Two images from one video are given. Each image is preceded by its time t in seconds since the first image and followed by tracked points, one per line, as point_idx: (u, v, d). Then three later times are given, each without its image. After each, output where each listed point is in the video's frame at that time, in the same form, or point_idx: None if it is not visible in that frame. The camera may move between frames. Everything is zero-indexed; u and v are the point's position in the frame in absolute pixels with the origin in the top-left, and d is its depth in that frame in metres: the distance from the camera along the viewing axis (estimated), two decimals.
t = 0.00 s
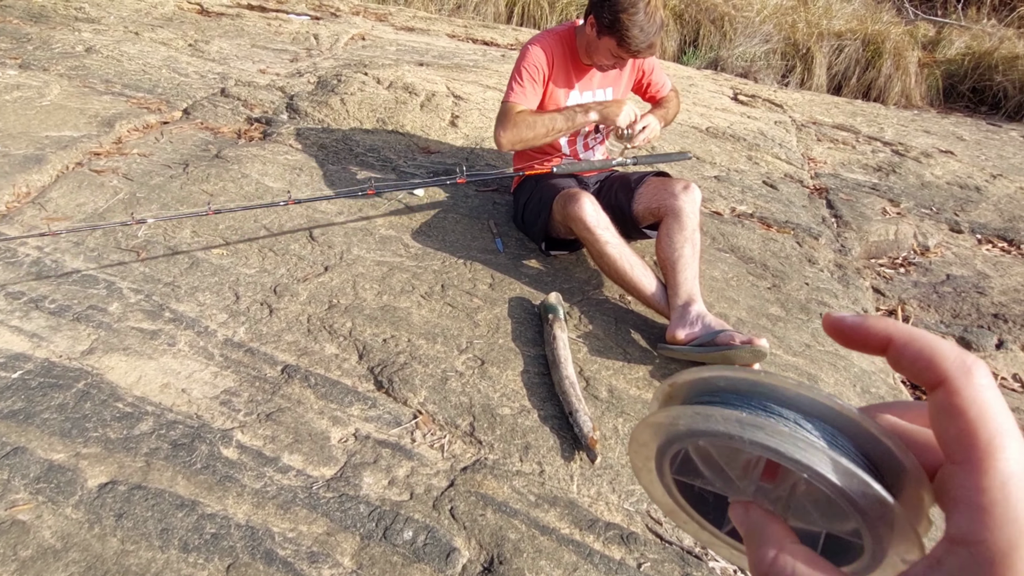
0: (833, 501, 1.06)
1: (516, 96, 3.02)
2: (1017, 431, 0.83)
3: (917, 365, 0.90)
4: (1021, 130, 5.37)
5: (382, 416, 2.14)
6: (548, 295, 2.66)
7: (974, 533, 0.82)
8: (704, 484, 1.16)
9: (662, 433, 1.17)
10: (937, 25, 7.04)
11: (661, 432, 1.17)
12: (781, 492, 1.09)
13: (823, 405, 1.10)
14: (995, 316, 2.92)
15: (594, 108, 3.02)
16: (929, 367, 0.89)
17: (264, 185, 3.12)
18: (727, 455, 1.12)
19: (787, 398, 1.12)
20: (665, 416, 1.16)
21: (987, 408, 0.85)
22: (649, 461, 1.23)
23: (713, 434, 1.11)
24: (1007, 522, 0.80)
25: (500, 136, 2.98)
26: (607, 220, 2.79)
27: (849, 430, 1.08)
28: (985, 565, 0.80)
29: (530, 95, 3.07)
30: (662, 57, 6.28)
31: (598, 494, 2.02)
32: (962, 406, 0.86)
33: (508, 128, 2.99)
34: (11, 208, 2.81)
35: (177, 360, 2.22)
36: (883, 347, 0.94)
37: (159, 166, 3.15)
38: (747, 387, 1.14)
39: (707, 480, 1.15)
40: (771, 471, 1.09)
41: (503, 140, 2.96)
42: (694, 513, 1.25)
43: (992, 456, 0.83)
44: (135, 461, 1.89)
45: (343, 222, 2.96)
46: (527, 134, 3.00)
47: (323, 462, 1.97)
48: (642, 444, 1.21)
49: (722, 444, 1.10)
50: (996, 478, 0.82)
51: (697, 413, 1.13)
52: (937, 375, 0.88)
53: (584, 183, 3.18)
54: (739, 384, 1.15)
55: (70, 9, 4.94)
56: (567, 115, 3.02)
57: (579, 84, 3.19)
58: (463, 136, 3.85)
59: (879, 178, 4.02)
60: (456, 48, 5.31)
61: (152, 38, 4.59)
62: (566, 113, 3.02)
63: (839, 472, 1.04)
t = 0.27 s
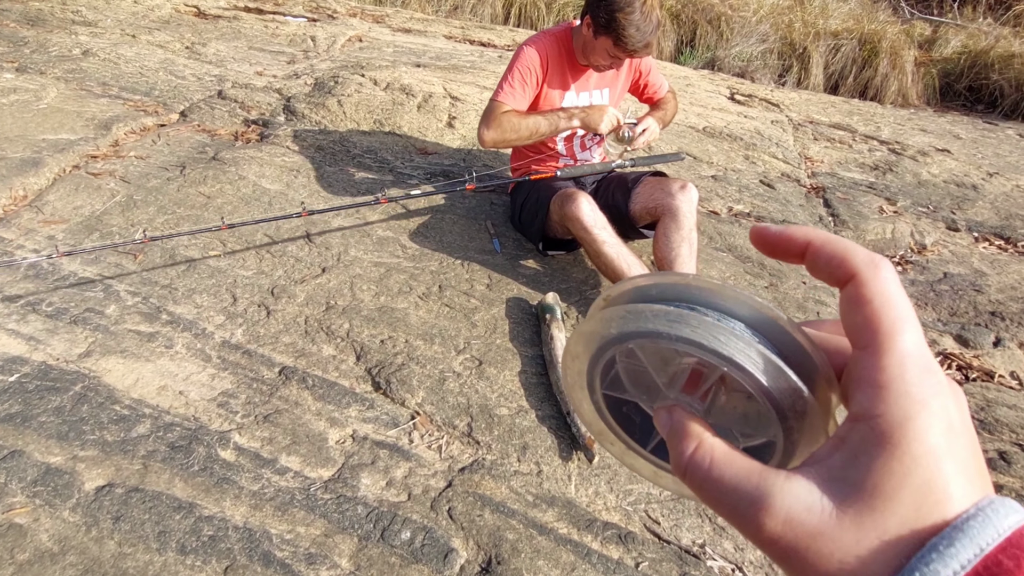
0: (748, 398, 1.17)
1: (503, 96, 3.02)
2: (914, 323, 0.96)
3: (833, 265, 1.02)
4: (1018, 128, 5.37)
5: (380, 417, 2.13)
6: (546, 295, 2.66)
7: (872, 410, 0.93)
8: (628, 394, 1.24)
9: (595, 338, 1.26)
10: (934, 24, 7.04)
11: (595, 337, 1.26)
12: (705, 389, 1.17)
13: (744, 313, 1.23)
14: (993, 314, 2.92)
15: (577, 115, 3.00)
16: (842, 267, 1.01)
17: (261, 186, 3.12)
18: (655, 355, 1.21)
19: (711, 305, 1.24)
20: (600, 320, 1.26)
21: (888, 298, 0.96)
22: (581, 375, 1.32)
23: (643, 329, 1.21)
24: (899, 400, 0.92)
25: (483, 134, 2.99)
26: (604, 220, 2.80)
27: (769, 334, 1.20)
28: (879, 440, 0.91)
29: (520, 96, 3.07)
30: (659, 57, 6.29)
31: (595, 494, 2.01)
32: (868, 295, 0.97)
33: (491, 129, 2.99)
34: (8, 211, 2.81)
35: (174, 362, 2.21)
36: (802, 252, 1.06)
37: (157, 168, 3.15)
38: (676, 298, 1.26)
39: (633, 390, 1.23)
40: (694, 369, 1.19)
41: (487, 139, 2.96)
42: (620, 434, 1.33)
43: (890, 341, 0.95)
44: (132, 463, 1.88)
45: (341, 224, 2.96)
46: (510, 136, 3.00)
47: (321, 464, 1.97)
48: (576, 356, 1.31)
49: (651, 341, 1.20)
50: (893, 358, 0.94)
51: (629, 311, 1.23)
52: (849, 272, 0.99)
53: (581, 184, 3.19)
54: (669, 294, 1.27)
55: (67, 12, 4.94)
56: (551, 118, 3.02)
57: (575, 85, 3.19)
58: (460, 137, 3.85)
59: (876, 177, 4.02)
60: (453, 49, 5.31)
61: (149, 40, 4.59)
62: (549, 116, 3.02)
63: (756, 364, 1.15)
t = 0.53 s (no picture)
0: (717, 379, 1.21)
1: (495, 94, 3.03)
2: (869, 298, 1.00)
3: (793, 246, 1.07)
4: (1013, 125, 5.39)
5: (380, 418, 2.14)
6: (544, 295, 2.66)
7: (831, 381, 0.96)
8: (599, 375, 1.29)
9: (567, 321, 1.31)
10: (929, 22, 7.06)
11: (567, 319, 1.31)
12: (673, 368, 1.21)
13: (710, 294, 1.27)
14: (989, 310, 2.93)
15: (567, 118, 2.99)
16: (803, 247, 1.06)
17: (259, 189, 3.12)
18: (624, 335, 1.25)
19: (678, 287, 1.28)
20: (571, 301, 1.31)
21: (845, 275, 1.01)
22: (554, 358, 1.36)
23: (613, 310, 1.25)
24: (856, 371, 0.95)
25: (472, 130, 3.01)
26: (601, 220, 2.81)
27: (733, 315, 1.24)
28: (838, 410, 0.94)
29: (514, 97, 3.07)
30: (655, 57, 6.30)
31: (595, 493, 2.02)
32: (826, 273, 1.02)
33: (479, 126, 3.01)
34: (5, 215, 2.81)
35: (173, 365, 2.22)
36: (765, 234, 1.13)
37: (154, 171, 3.15)
38: (644, 281, 1.30)
39: (605, 372, 1.27)
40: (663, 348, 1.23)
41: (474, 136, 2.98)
42: (593, 417, 1.37)
43: (847, 315, 0.99)
44: (133, 466, 1.88)
45: (339, 226, 2.96)
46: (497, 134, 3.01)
47: (321, 465, 1.97)
48: (550, 340, 1.36)
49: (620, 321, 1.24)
50: (849, 333, 0.98)
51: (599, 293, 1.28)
52: (808, 252, 1.04)
53: (579, 184, 3.20)
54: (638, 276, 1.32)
55: (63, 15, 4.94)
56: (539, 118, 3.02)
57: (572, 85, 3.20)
58: (457, 138, 3.86)
59: (872, 175, 4.03)
60: (449, 50, 5.32)
61: (145, 43, 4.59)
62: (538, 117, 3.02)
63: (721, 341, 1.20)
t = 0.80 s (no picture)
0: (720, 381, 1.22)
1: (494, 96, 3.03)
2: (871, 300, 1.01)
3: (795, 249, 1.09)
4: (1008, 126, 5.41)
5: (378, 419, 2.14)
6: (542, 295, 2.66)
7: (832, 381, 0.97)
8: (602, 378, 1.30)
9: (571, 324, 1.33)
10: (925, 23, 7.08)
11: (571, 322, 1.34)
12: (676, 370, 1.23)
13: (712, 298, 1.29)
14: (985, 310, 2.94)
15: (565, 132, 3.03)
16: (805, 249, 1.07)
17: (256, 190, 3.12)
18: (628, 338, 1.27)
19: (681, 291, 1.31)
20: (574, 305, 1.34)
21: (847, 277, 1.02)
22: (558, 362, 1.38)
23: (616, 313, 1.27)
24: (857, 372, 0.96)
25: (470, 130, 3.01)
26: (599, 221, 2.82)
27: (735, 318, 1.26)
28: (839, 410, 0.95)
29: (512, 100, 3.07)
30: (652, 57, 6.31)
31: (594, 493, 2.03)
32: (829, 276, 1.03)
33: (477, 127, 3.01)
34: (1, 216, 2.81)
35: (171, 366, 2.22)
36: (767, 237, 1.14)
37: (151, 172, 3.15)
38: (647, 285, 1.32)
39: (607, 374, 1.28)
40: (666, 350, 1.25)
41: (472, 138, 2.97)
42: (596, 421, 1.37)
43: (848, 316, 1.00)
44: (131, 468, 1.88)
45: (337, 227, 2.96)
46: (494, 138, 3.01)
47: (320, 466, 1.97)
48: (553, 343, 1.37)
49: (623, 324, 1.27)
50: (850, 333, 0.99)
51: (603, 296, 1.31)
52: (809, 254, 1.06)
53: (577, 184, 3.20)
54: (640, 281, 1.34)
55: (59, 16, 4.93)
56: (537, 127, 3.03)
57: (570, 85, 3.20)
58: (455, 139, 3.86)
59: (869, 175, 4.04)
60: (446, 51, 5.32)
61: (142, 44, 4.59)
62: (536, 126, 3.04)
63: (723, 343, 1.22)
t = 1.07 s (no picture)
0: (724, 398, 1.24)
1: (504, 101, 3.04)
2: (871, 319, 1.00)
3: (795, 268, 1.06)
4: (1004, 128, 5.43)
5: (376, 420, 2.14)
6: (539, 297, 2.66)
7: (833, 399, 0.97)
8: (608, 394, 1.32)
9: (578, 341, 1.36)
10: (921, 26, 7.11)
11: (578, 339, 1.36)
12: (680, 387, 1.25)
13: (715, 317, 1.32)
14: (981, 312, 2.95)
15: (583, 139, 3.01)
16: (805, 269, 1.05)
17: (254, 191, 3.12)
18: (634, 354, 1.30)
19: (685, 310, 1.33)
20: (582, 323, 1.37)
21: (847, 297, 1.00)
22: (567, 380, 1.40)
23: (623, 329, 1.31)
24: (858, 390, 0.95)
25: (488, 138, 3.02)
26: (596, 223, 2.82)
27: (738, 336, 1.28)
28: (840, 428, 0.94)
29: (517, 101, 3.08)
30: (650, 60, 6.32)
31: (591, 494, 2.03)
32: (829, 296, 1.01)
33: (495, 134, 3.02)
34: None
35: (168, 368, 2.21)
36: (768, 259, 1.11)
37: (149, 174, 3.15)
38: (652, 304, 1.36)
39: (613, 390, 1.29)
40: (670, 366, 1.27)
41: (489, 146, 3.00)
42: (603, 438, 1.38)
43: (848, 336, 0.98)
44: (128, 469, 1.88)
45: (334, 228, 2.96)
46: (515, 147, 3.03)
47: (317, 467, 1.97)
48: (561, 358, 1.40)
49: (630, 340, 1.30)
50: (852, 352, 0.98)
51: (610, 314, 1.34)
52: (810, 274, 1.04)
53: (574, 186, 3.20)
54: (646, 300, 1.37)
55: (57, 18, 4.93)
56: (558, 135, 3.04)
57: (568, 87, 3.21)
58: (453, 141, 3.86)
59: (866, 177, 4.05)
60: (444, 53, 5.33)
61: (139, 46, 4.59)
62: (554, 133, 3.05)
63: (726, 361, 1.24)
